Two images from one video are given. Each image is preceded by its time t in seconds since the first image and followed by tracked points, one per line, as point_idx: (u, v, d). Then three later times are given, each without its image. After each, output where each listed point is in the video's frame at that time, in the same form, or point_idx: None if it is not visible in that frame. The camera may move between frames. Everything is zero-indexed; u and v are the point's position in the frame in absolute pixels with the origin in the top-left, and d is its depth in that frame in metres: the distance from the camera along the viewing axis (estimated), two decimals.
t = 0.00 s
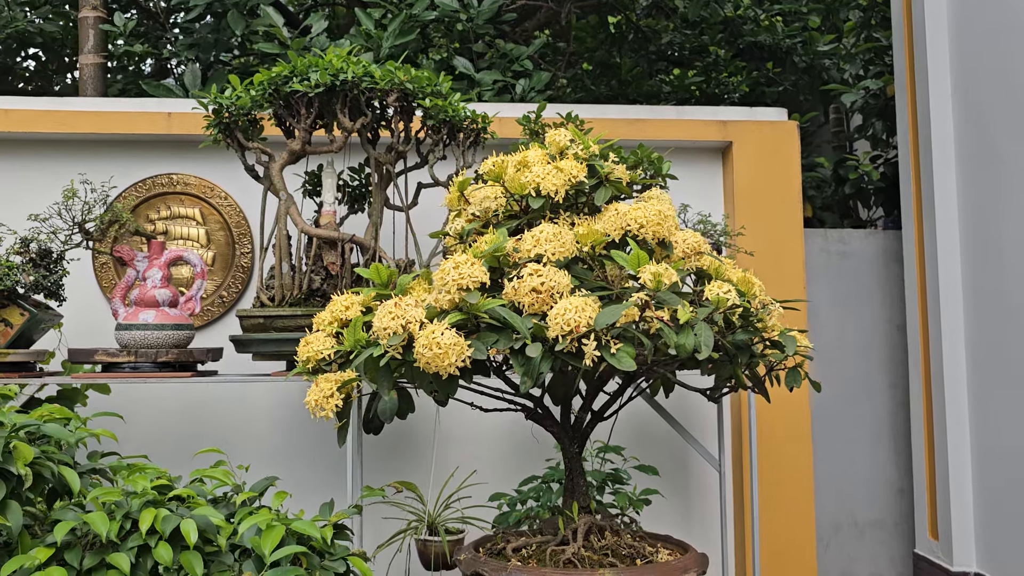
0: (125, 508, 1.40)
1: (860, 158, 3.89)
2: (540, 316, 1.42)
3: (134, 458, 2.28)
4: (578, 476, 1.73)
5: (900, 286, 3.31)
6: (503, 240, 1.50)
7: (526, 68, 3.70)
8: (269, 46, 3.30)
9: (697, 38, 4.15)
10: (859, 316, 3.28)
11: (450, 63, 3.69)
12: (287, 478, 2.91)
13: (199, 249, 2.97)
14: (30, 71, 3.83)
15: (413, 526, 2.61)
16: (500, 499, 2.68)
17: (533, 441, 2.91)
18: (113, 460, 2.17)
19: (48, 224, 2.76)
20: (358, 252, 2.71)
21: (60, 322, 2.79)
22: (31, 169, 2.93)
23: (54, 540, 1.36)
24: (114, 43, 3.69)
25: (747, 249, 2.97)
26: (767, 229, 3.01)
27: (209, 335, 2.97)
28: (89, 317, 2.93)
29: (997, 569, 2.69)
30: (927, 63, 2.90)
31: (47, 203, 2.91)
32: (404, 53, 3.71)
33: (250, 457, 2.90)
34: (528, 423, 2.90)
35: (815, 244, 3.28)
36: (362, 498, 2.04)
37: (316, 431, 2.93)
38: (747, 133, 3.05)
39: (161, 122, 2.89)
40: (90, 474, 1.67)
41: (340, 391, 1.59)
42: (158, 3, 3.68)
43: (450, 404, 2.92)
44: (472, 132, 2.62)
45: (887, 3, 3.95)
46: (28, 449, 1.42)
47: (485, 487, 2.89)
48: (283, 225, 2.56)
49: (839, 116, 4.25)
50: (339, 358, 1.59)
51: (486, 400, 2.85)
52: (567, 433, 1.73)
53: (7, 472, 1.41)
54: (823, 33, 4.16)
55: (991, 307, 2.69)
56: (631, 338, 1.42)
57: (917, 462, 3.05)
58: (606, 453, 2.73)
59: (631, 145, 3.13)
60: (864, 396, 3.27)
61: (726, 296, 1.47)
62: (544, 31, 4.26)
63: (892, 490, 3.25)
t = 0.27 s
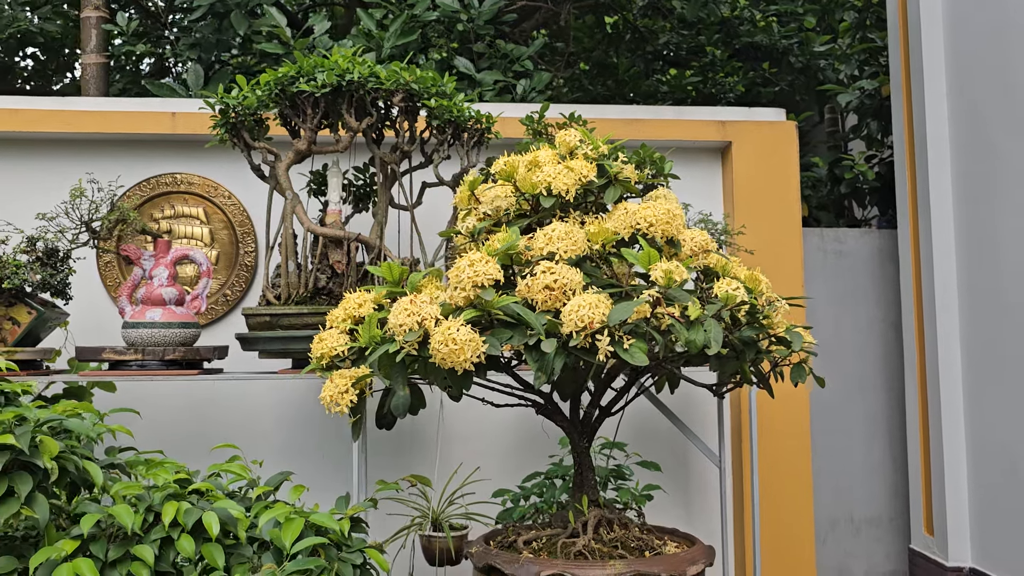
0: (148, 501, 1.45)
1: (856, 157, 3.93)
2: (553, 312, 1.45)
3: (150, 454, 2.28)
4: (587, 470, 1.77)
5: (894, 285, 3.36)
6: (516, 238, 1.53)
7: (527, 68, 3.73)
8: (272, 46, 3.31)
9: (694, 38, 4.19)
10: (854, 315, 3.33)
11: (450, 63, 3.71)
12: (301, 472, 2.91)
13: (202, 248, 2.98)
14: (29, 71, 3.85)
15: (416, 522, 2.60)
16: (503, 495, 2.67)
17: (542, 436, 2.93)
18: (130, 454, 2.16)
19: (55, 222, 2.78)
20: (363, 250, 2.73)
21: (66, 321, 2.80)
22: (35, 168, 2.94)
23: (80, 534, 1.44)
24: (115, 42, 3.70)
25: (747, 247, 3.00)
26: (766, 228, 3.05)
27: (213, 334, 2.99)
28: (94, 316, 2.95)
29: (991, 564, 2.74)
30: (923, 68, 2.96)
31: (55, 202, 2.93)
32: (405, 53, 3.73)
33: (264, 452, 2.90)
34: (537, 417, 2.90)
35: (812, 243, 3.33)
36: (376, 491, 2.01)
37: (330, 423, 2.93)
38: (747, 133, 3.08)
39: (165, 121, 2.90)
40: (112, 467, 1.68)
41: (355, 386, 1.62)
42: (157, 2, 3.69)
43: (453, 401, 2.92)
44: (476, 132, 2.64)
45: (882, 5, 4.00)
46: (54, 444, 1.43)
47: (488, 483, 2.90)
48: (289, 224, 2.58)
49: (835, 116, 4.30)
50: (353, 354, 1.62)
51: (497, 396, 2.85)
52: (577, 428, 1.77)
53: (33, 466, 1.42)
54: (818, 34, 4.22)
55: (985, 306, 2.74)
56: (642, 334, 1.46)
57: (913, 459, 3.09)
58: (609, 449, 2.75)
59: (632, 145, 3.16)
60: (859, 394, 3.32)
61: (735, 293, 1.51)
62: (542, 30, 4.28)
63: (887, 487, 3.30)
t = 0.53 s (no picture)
0: (165, 494, 1.43)
1: (855, 157, 3.96)
2: (563, 309, 1.48)
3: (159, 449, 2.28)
4: (595, 465, 1.80)
5: (893, 284, 3.40)
6: (526, 236, 1.56)
7: (529, 68, 3.75)
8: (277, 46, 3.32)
9: (693, 38, 4.22)
10: (853, 313, 3.36)
11: (452, 62, 3.72)
12: (315, 469, 2.83)
13: (208, 246, 3.00)
14: (30, 69, 3.85)
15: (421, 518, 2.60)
16: (508, 492, 2.67)
17: (552, 430, 2.93)
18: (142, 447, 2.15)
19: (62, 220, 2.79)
20: (369, 249, 2.74)
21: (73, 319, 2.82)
22: (40, 167, 2.95)
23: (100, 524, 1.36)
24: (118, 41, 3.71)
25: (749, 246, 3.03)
26: (768, 227, 3.08)
27: (219, 331, 3.01)
28: (101, 313, 2.97)
29: (988, 560, 2.77)
30: (921, 68, 3.00)
31: (62, 201, 2.95)
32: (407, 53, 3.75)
33: (277, 448, 2.82)
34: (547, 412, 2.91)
35: (811, 242, 3.35)
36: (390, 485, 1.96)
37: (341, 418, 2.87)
38: (748, 133, 3.10)
39: (170, 120, 2.92)
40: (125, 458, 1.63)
41: (366, 382, 1.65)
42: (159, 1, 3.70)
43: (457, 399, 2.91)
44: (480, 131, 2.64)
45: (880, 5, 4.03)
46: (75, 436, 1.38)
47: (492, 480, 2.89)
48: (295, 222, 2.58)
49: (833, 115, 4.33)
50: (365, 350, 1.65)
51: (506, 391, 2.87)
52: (584, 423, 1.81)
53: (54, 459, 1.37)
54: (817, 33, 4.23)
55: (982, 305, 2.77)
56: (650, 330, 1.49)
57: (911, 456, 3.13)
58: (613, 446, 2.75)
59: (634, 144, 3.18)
60: (858, 391, 3.36)
61: (741, 289, 1.54)
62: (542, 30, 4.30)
63: (885, 484, 3.35)
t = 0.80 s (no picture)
0: (183, 487, 1.45)
1: (858, 156, 3.98)
2: (574, 305, 1.51)
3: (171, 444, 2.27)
4: (604, 460, 1.83)
5: (896, 281, 3.44)
6: (537, 234, 1.58)
7: (534, 67, 3.77)
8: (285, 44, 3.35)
9: (697, 36, 4.26)
10: (857, 310, 3.40)
11: (458, 61, 3.73)
12: (327, 461, 2.84)
13: (216, 243, 3.02)
14: (36, 66, 3.84)
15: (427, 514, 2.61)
16: (514, 488, 2.67)
17: (561, 425, 2.94)
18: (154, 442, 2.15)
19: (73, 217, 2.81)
20: (377, 246, 2.75)
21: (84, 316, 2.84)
22: (49, 165, 2.97)
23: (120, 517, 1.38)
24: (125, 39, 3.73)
25: (755, 244, 3.04)
26: (772, 224, 3.09)
27: (228, 328, 3.03)
28: (111, 308, 2.99)
29: (990, 557, 2.79)
30: (925, 66, 3.01)
31: (73, 198, 2.97)
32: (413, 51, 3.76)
33: (289, 441, 2.84)
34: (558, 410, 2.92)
35: (814, 240, 3.39)
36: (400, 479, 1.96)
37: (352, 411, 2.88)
38: (753, 131, 3.12)
39: (178, 118, 2.93)
40: (143, 452, 1.65)
41: (379, 377, 1.67)
42: None
43: (464, 396, 2.92)
44: (488, 130, 2.64)
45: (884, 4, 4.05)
46: (95, 430, 1.40)
47: (498, 475, 2.91)
48: (304, 219, 2.59)
49: (836, 113, 4.36)
50: (377, 346, 1.67)
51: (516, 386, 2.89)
52: (594, 418, 1.84)
53: (75, 452, 1.39)
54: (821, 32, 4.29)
55: (985, 301, 2.79)
56: (660, 326, 1.52)
57: (914, 453, 3.15)
58: (620, 442, 2.75)
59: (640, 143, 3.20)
60: (861, 389, 3.40)
61: (749, 286, 1.56)
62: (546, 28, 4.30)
63: (887, 480, 3.38)
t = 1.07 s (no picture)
0: (196, 477, 1.48)
1: (861, 152, 4.00)
2: (582, 299, 1.53)
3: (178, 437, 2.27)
4: (610, 452, 1.86)
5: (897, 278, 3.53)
6: (546, 228, 1.60)
7: (540, 62, 3.81)
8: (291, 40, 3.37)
9: (701, 33, 4.25)
10: (859, 308, 3.49)
11: (463, 56, 3.74)
12: (335, 454, 2.86)
13: (223, 238, 3.03)
14: (43, 61, 3.86)
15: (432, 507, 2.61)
16: (519, 481, 2.68)
17: (569, 418, 2.96)
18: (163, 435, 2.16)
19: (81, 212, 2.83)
20: (384, 240, 2.75)
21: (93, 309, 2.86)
22: (56, 160, 2.99)
23: (135, 506, 1.40)
24: (132, 33, 3.73)
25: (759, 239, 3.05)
26: (776, 220, 3.11)
27: (235, 321, 3.05)
28: (119, 302, 3.01)
29: (991, 551, 2.81)
30: (929, 63, 3.02)
31: (82, 192, 2.99)
32: (418, 46, 3.77)
33: (301, 433, 2.85)
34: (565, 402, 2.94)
35: (818, 236, 3.46)
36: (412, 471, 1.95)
37: (360, 403, 2.88)
38: (756, 127, 3.13)
39: (186, 113, 2.94)
40: (156, 442, 1.68)
41: (389, 370, 1.69)
42: None
43: (469, 390, 2.93)
44: (494, 125, 2.63)
45: None
46: (112, 420, 1.42)
47: (503, 469, 2.92)
48: (312, 214, 2.59)
49: (840, 109, 4.38)
50: (387, 339, 1.69)
51: (524, 378, 2.92)
52: (600, 411, 1.87)
53: (92, 442, 1.42)
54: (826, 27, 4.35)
55: (988, 295, 2.80)
56: (668, 319, 1.54)
57: (916, 448, 3.17)
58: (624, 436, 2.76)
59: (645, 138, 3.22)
60: (864, 384, 3.48)
61: (756, 280, 1.58)
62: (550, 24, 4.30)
63: (889, 476, 3.47)
